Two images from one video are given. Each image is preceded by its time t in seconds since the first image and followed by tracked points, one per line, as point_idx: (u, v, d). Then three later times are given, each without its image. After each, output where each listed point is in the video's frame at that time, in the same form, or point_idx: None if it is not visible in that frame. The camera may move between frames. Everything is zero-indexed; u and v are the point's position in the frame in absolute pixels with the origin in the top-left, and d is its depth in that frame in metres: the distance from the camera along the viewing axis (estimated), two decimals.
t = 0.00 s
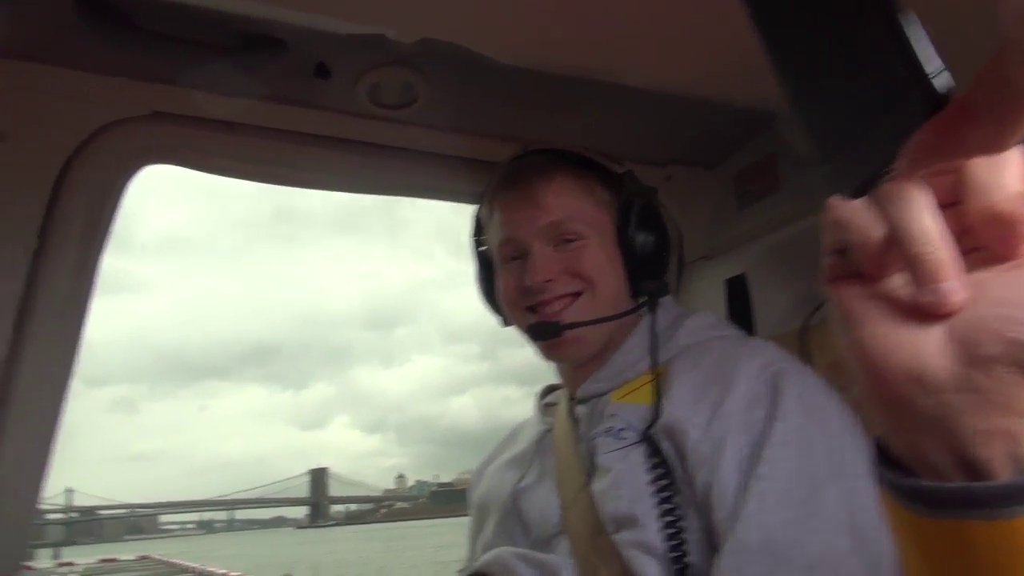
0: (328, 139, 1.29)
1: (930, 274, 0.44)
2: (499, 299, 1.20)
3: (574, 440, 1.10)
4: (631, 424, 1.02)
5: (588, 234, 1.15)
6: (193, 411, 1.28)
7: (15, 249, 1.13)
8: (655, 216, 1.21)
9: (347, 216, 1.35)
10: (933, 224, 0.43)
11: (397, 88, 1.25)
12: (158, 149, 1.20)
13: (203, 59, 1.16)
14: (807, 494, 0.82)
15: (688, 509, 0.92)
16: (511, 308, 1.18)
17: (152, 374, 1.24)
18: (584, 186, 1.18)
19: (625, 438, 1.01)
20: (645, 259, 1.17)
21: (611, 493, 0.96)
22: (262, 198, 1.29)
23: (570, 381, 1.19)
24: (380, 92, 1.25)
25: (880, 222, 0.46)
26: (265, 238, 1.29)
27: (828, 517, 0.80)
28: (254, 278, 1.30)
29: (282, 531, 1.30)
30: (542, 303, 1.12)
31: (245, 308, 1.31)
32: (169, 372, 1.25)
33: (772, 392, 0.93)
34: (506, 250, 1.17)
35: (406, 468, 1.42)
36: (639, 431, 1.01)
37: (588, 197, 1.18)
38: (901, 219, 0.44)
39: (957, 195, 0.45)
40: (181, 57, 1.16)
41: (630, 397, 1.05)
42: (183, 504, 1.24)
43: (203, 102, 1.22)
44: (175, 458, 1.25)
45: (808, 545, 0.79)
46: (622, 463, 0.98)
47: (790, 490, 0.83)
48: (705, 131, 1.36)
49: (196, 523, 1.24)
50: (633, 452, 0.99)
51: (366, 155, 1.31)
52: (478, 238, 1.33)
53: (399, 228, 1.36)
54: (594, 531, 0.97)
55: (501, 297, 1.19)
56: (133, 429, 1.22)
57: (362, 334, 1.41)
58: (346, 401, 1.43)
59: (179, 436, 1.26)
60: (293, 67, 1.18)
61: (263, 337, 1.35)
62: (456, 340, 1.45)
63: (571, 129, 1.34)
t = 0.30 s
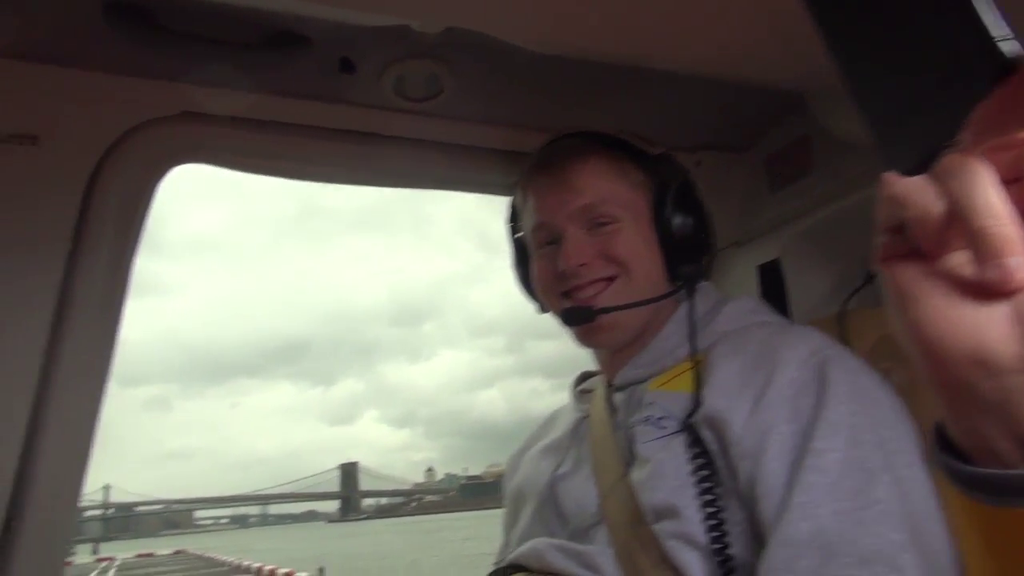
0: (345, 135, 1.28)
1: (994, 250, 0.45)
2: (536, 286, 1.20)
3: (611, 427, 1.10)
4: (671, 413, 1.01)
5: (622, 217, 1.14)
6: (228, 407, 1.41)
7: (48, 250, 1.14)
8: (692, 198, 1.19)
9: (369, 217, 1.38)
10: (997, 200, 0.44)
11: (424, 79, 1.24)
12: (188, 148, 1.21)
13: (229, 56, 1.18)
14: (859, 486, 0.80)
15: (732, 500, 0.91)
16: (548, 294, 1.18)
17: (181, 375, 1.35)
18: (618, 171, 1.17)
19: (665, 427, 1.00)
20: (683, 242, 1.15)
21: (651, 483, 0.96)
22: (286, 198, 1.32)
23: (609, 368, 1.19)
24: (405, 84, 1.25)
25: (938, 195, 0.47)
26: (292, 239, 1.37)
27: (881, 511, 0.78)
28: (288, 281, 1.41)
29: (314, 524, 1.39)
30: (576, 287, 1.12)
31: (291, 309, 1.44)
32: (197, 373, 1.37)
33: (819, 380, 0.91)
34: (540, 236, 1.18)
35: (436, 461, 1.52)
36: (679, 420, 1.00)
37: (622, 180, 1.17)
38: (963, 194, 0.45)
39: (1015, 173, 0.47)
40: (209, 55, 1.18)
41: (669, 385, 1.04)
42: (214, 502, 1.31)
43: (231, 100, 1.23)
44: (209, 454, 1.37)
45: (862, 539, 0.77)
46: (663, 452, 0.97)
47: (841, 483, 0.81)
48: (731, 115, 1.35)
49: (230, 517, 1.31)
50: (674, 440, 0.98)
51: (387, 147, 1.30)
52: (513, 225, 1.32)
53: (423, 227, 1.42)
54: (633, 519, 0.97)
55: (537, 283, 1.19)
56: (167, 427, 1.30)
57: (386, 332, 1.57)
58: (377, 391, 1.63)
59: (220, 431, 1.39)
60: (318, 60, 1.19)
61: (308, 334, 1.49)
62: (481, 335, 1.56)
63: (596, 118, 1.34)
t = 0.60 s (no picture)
0: (377, 133, 1.30)
1: None
2: (578, 268, 1.19)
3: (659, 414, 1.09)
4: (722, 398, 1.00)
5: (665, 198, 1.12)
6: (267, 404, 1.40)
7: (90, 255, 1.18)
8: (740, 176, 1.17)
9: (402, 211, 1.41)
10: None
11: (454, 68, 1.25)
12: (225, 146, 1.25)
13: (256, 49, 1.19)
14: (926, 472, 0.79)
15: (787, 485, 0.91)
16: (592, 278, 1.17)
17: (220, 373, 1.34)
18: (662, 152, 1.15)
19: (715, 412, 0.99)
20: (730, 220, 1.13)
21: (701, 469, 0.95)
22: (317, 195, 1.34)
23: (655, 351, 1.18)
24: (437, 73, 1.25)
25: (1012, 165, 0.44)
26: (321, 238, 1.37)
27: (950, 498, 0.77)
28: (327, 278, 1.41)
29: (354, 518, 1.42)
30: (621, 272, 1.11)
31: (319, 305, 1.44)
32: (233, 369, 1.35)
33: (879, 362, 0.89)
34: (582, 219, 1.16)
35: (472, 454, 1.55)
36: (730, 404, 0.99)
37: (666, 161, 1.15)
38: None
39: None
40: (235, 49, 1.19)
41: (718, 369, 1.03)
42: (259, 496, 1.32)
43: (275, 99, 1.25)
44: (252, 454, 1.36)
45: (930, 527, 0.77)
46: (714, 437, 0.96)
47: (905, 469, 0.80)
48: (765, 93, 1.32)
49: (272, 513, 1.33)
50: (725, 425, 0.97)
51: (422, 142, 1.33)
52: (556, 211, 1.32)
53: (448, 220, 1.44)
54: (682, 505, 0.96)
55: (579, 266, 1.18)
56: (203, 427, 1.31)
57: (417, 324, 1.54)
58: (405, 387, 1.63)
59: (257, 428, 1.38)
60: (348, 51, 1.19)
61: (333, 330, 1.47)
62: (513, 326, 1.56)
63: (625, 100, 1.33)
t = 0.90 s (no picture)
0: (402, 129, 1.31)
1: None
2: (614, 253, 1.19)
3: (702, 399, 1.08)
4: (766, 380, 0.99)
5: (700, 177, 1.10)
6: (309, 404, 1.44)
7: (128, 263, 1.21)
8: (778, 148, 1.15)
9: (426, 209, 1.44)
10: None
11: (478, 58, 1.23)
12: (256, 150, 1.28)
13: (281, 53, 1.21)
14: (986, 450, 0.77)
15: (838, 467, 0.89)
16: (628, 262, 1.17)
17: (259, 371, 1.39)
18: (694, 131, 1.13)
19: (761, 394, 0.98)
20: (768, 196, 1.11)
21: (746, 453, 0.94)
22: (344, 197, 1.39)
23: (696, 333, 1.17)
24: (461, 64, 1.24)
25: None
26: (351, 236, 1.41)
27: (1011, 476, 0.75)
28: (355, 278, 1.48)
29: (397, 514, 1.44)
30: (656, 255, 1.09)
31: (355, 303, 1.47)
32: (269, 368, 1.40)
33: (931, 338, 0.88)
34: (615, 203, 1.16)
35: (509, 447, 1.55)
36: (776, 387, 0.98)
37: (698, 139, 1.13)
38: None
39: None
40: (259, 54, 1.21)
41: (763, 351, 1.02)
42: (303, 495, 1.34)
43: (305, 98, 1.26)
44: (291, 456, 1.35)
45: (990, 506, 0.75)
46: (760, 420, 0.95)
47: (964, 447, 0.78)
48: (793, 67, 1.30)
49: (315, 512, 1.35)
50: (771, 408, 0.96)
51: (449, 138, 1.33)
52: (591, 193, 1.30)
53: (480, 215, 1.49)
54: (729, 492, 0.95)
55: (614, 251, 1.18)
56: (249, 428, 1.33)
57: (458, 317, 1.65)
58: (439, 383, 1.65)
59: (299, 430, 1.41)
60: (373, 49, 1.20)
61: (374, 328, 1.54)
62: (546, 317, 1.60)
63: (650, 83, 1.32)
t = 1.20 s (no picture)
0: (416, 125, 1.34)
1: None
2: (638, 244, 1.20)
3: (731, 386, 1.07)
4: (797, 368, 0.99)
5: (719, 168, 1.09)
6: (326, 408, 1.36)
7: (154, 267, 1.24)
8: (801, 130, 1.12)
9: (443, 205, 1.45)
10: None
11: (495, 52, 1.24)
12: (273, 149, 1.31)
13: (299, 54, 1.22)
14: None
15: (871, 455, 0.88)
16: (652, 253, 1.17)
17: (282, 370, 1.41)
18: (714, 120, 1.12)
19: (791, 382, 0.97)
20: (793, 179, 1.09)
21: (776, 442, 0.93)
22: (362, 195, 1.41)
23: (723, 321, 1.17)
24: (477, 55, 1.23)
25: None
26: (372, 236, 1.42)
27: None
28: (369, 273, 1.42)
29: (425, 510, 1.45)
30: (677, 248, 1.09)
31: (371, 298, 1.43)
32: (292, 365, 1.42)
33: (966, 322, 0.86)
34: (636, 196, 1.16)
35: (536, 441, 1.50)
36: (807, 375, 0.97)
37: (718, 128, 1.11)
38: None
39: None
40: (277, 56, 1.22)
41: (793, 338, 1.01)
42: (334, 491, 1.35)
43: (324, 98, 1.29)
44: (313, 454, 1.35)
45: None
46: (790, 408, 0.94)
47: (1002, 434, 0.77)
48: (808, 54, 1.30)
49: (344, 508, 1.36)
50: (801, 395, 0.95)
51: (464, 132, 1.36)
52: (614, 184, 1.30)
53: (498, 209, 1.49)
54: (760, 482, 0.94)
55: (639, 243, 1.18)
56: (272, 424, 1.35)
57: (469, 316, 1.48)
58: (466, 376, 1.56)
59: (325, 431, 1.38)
60: (390, 49, 1.21)
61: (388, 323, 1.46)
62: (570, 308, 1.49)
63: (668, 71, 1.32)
